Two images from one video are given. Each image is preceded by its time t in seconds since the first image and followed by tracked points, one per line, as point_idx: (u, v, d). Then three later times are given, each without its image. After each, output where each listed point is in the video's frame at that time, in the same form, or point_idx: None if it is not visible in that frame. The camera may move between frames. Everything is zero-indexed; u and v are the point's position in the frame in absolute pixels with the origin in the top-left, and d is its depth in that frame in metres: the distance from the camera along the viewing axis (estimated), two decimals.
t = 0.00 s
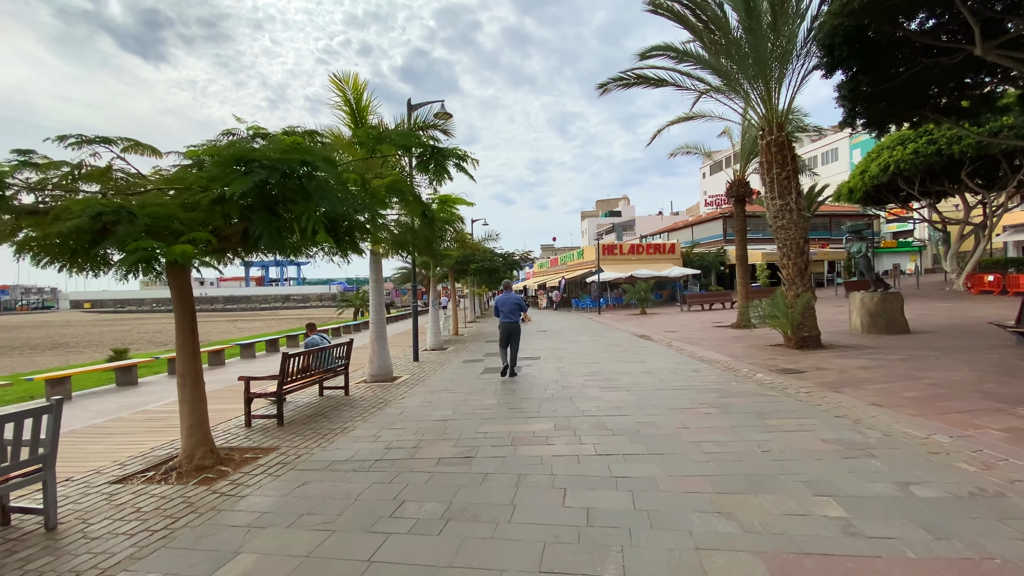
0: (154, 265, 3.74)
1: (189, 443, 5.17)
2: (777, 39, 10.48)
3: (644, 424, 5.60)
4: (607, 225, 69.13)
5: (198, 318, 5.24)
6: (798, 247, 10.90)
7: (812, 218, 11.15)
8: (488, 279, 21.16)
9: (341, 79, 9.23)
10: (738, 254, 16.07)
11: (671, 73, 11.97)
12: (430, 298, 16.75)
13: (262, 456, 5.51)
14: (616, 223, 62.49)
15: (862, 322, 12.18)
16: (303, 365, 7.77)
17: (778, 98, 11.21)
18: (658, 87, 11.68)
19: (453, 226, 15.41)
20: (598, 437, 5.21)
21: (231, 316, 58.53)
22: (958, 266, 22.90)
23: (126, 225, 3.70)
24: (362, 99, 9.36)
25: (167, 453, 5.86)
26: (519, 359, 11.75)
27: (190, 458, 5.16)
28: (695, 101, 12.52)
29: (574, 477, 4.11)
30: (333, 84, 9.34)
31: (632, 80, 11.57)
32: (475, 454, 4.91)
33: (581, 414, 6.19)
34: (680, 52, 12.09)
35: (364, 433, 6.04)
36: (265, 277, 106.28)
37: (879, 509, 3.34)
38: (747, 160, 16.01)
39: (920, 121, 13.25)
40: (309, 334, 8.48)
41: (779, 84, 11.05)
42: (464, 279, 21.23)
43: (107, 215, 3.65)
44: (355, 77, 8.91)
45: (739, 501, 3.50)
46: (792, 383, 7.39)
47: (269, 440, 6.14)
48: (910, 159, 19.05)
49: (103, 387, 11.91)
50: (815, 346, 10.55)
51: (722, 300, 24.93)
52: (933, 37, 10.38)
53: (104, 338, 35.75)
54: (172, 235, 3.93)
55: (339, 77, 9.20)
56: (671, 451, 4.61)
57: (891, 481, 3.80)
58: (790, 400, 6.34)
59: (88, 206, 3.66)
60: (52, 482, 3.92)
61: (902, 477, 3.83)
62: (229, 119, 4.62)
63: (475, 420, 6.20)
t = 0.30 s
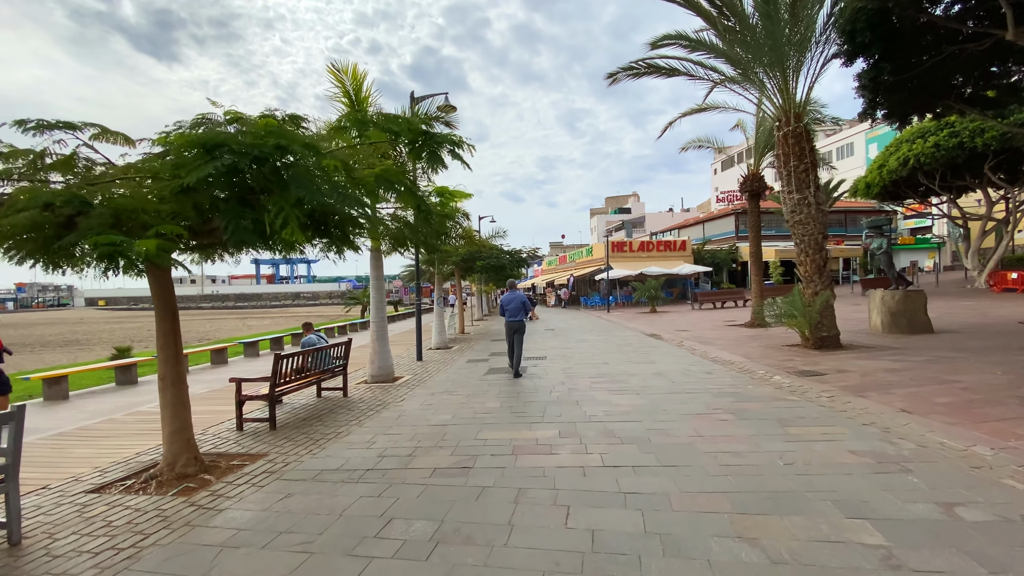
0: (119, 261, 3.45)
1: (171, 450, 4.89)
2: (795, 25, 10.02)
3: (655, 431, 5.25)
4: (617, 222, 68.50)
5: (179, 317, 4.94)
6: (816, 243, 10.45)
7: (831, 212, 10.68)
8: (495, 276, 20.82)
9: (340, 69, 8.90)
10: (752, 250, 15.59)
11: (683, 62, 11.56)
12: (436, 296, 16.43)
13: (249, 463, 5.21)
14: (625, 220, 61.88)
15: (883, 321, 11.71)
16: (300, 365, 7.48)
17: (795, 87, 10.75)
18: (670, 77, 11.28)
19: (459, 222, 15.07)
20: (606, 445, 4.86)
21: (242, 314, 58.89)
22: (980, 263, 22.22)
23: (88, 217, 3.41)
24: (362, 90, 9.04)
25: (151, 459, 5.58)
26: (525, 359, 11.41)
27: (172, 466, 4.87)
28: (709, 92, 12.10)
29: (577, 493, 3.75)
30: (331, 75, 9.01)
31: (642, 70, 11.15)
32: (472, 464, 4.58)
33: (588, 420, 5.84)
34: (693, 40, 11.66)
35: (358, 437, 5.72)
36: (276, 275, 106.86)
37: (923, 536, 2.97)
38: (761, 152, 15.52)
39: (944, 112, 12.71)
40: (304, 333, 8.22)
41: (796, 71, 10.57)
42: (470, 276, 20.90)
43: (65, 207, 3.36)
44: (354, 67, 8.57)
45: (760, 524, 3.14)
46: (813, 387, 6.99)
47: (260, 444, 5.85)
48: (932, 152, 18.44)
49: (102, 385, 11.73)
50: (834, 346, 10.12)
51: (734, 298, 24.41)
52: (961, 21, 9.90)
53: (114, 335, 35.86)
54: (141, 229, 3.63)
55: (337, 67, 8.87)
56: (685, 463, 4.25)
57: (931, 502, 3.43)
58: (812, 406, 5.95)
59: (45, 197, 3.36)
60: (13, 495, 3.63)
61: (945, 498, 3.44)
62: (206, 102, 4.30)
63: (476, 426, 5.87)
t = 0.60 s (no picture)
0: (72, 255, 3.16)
1: (148, 458, 4.59)
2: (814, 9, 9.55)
3: (666, 440, 4.88)
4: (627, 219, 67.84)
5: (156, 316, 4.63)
6: (836, 239, 10.00)
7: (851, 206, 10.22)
8: (502, 273, 20.47)
9: (336, 58, 8.56)
10: (766, 247, 15.11)
11: (695, 51, 11.12)
12: (441, 294, 16.12)
13: (232, 471, 4.90)
14: (635, 216, 61.25)
15: (905, 321, 11.24)
16: (295, 365, 7.19)
17: (813, 76, 10.28)
18: (682, 66, 10.85)
19: (464, 218, 14.73)
20: (612, 456, 4.50)
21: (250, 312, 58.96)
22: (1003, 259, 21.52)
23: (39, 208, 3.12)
24: (360, 80, 8.70)
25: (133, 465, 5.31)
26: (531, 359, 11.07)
27: (149, 475, 4.57)
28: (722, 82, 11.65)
29: (581, 513, 3.40)
30: (328, 64, 8.68)
31: (652, 59, 10.73)
32: (468, 476, 4.24)
33: (594, 427, 5.49)
34: (705, 28, 11.21)
35: (350, 444, 5.39)
36: (286, 272, 107.21)
37: (975, 570, 2.59)
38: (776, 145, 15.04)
39: (970, 102, 12.17)
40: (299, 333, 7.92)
41: (814, 59, 10.10)
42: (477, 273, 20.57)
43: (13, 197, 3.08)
44: (351, 55, 8.22)
45: (787, 553, 2.78)
46: (835, 391, 6.59)
47: (247, 450, 5.55)
48: (953, 145, 17.82)
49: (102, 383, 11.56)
50: (854, 347, 9.68)
51: (747, 296, 23.89)
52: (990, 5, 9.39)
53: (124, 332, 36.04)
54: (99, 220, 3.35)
55: (334, 56, 8.53)
56: (699, 478, 3.89)
57: (981, 528, 3.03)
58: (835, 413, 5.56)
59: None
60: None
61: (995, 523, 3.06)
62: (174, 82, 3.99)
63: (475, 432, 5.52)
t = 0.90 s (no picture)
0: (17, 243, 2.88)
1: (122, 466, 4.28)
2: None
3: (680, 448, 4.50)
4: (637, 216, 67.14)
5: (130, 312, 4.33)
6: (857, 233, 9.55)
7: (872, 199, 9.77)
8: (509, 271, 20.12)
9: (333, 44, 8.22)
10: (782, 243, 14.62)
11: (708, 38, 10.66)
12: (446, 291, 15.78)
13: (214, 479, 4.59)
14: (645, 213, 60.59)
15: (928, 319, 10.75)
16: (289, 364, 6.89)
17: (834, 62, 9.80)
18: (694, 53, 10.41)
19: (469, 214, 14.38)
20: (622, 467, 4.13)
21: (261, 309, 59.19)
22: None
23: None
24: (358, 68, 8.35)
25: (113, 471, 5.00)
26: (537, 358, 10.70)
27: (124, 484, 4.27)
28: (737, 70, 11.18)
29: (588, 535, 3.02)
30: (325, 51, 8.33)
31: (664, 46, 10.29)
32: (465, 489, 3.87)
33: (602, 433, 5.12)
34: (719, 14, 10.75)
35: (341, 450, 5.06)
36: (295, 270, 107.65)
37: None
38: (793, 137, 14.55)
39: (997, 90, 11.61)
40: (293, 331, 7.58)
41: (835, 44, 9.62)
42: (483, 270, 20.23)
43: None
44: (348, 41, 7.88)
45: None
46: (861, 394, 6.17)
47: (233, 455, 5.23)
48: (976, 137, 17.17)
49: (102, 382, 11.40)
50: (876, 346, 9.21)
51: (759, 293, 23.36)
52: None
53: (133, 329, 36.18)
54: (48, 208, 3.08)
55: (330, 42, 8.18)
56: (719, 493, 3.52)
57: None
58: (864, 419, 5.15)
59: None
60: None
61: None
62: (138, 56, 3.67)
63: (474, 437, 5.18)
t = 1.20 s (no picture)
0: None
1: (88, 480, 3.99)
2: None
3: (694, 464, 4.10)
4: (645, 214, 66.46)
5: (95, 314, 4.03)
6: (879, 229, 9.09)
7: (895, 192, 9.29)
8: (516, 269, 19.72)
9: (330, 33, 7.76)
10: (798, 240, 14.11)
11: (721, 26, 10.18)
12: (450, 290, 15.41)
13: (187, 495, 4.26)
14: (655, 210, 59.84)
15: (953, 320, 10.22)
16: (279, 369, 6.50)
17: (855, 49, 9.29)
18: (707, 41, 9.97)
19: (474, 211, 13.99)
20: (629, 486, 3.75)
21: (268, 308, 59.16)
22: None
23: None
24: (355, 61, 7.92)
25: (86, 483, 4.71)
26: (543, 360, 10.30)
27: (89, 500, 3.98)
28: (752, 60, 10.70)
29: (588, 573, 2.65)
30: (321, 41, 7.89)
31: (675, 35, 9.83)
32: (454, 511, 3.52)
33: (609, 445, 4.73)
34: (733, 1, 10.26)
35: (327, 462, 4.71)
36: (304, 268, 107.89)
37: None
38: (809, 129, 14.04)
39: None
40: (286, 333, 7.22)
41: (856, 30, 9.12)
42: (490, 269, 19.86)
43: None
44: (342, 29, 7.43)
45: None
46: (889, 402, 5.73)
47: (213, 467, 4.92)
48: (999, 130, 16.47)
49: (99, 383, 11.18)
50: (899, 349, 8.73)
51: (772, 292, 22.78)
52: None
53: (142, 328, 36.24)
54: None
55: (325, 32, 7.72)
56: (738, 521, 3.13)
57: None
58: (896, 432, 4.72)
59: None
60: None
61: None
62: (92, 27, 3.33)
63: (470, 449, 4.81)
